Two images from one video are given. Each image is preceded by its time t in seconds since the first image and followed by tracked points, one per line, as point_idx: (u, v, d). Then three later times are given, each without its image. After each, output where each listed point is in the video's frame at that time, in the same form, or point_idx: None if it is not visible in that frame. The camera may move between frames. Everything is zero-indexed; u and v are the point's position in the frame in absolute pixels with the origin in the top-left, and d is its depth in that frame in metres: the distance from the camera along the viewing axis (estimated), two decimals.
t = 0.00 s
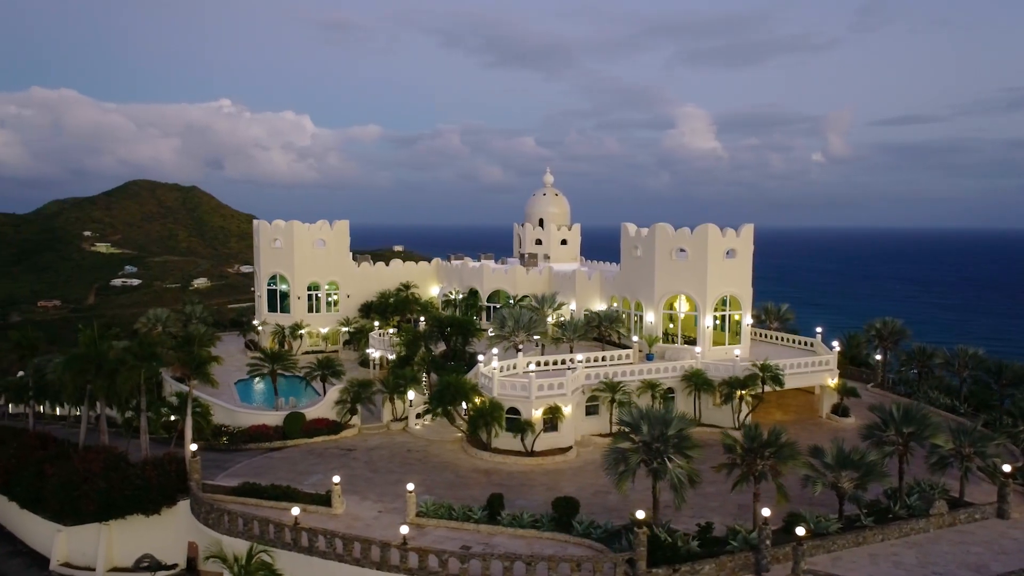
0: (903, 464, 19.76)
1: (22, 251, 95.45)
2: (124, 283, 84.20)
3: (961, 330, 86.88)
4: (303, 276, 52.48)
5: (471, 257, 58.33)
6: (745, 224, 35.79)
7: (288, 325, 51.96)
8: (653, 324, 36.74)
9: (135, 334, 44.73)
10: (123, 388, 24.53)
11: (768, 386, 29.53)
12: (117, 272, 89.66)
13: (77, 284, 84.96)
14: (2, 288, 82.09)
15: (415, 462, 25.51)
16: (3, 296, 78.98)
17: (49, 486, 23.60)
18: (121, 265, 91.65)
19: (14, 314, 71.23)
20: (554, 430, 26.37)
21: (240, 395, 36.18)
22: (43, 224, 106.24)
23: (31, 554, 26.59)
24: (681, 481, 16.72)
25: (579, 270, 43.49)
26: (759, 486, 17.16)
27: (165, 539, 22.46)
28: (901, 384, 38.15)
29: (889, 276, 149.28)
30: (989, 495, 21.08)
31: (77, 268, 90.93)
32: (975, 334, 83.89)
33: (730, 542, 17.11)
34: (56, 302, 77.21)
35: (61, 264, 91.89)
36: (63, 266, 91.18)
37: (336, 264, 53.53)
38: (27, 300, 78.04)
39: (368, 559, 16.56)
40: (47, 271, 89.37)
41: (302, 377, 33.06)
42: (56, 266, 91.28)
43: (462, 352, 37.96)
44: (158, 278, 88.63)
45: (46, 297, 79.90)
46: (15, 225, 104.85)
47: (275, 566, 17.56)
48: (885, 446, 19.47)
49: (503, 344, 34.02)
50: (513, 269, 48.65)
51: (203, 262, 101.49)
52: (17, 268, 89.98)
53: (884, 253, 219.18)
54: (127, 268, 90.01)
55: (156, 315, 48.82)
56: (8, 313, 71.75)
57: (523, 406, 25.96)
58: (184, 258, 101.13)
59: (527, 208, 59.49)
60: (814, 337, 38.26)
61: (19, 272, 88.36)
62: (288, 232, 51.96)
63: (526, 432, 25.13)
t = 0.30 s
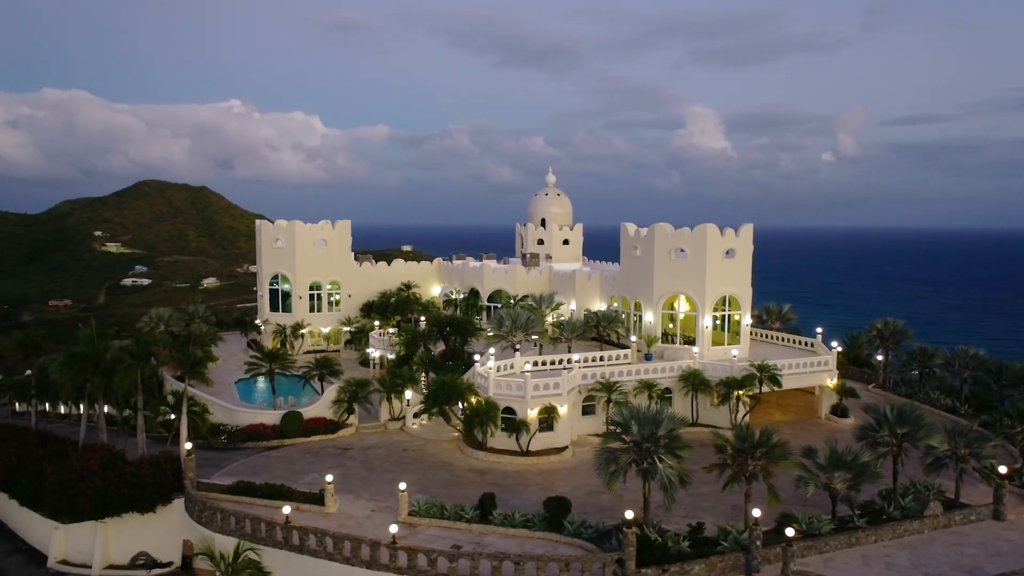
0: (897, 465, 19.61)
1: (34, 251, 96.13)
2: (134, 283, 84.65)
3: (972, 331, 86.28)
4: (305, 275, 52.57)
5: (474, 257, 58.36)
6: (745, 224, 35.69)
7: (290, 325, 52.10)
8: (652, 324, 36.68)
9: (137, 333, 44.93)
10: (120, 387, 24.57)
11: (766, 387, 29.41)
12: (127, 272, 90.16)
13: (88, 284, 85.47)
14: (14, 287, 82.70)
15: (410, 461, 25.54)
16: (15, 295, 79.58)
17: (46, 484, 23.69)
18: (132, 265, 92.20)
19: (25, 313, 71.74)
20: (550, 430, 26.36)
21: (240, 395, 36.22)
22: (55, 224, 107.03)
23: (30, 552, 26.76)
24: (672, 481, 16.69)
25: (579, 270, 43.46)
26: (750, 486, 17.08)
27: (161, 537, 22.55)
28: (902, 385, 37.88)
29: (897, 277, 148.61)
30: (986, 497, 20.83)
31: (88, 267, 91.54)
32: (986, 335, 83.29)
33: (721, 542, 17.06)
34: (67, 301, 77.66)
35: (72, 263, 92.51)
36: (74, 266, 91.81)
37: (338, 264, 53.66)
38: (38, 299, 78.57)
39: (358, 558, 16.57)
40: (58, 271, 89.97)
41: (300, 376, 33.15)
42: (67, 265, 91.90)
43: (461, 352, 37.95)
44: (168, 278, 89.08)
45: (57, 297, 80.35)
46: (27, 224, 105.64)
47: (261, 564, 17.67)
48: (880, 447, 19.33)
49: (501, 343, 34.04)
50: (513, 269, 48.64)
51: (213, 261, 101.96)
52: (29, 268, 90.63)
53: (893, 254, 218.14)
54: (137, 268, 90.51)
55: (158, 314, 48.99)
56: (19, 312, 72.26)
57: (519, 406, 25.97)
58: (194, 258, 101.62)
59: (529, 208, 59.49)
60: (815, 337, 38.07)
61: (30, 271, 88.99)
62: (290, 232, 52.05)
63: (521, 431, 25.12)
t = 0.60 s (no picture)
0: (892, 466, 19.47)
1: (46, 251, 96.96)
2: (145, 282, 85.17)
3: (984, 332, 85.70)
4: (307, 275, 52.68)
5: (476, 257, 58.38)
6: (745, 224, 35.57)
7: (292, 324, 52.26)
8: (652, 324, 36.60)
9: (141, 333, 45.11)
10: (118, 385, 24.61)
11: (764, 387, 29.28)
12: (138, 271, 90.81)
13: (100, 284, 85.97)
14: (26, 287, 83.33)
15: (407, 461, 25.59)
16: (27, 295, 80.21)
17: (44, 482, 23.65)
18: (143, 265, 92.78)
19: (37, 312, 72.26)
20: (546, 430, 26.36)
21: (241, 394, 36.32)
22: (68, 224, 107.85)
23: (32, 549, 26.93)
24: (663, 481, 16.66)
25: (580, 270, 43.45)
26: (742, 487, 17.01)
27: (158, 535, 22.62)
28: (904, 385, 37.65)
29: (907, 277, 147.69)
30: (983, 498, 20.63)
31: (100, 267, 92.17)
32: (998, 336, 82.68)
33: (713, 543, 17.01)
34: (79, 301, 78.18)
35: (84, 263, 93.17)
36: (86, 266, 92.48)
37: (340, 264, 53.79)
38: (50, 299, 79.12)
39: (349, 556, 16.59)
40: (70, 270, 90.60)
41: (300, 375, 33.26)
42: (79, 265, 92.57)
43: (461, 351, 37.97)
44: (178, 277, 89.66)
45: (69, 296, 80.79)
46: (40, 224, 106.49)
47: (250, 561, 17.76)
48: (874, 448, 19.18)
49: (500, 343, 34.07)
50: (514, 269, 48.64)
51: (224, 261, 102.56)
52: (41, 267, 91.33)
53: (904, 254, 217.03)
54: (147, 268, 91.13)
55: (162, 314, 49.17)
56: (31, 311, 72.80)
57: (515, 406, 26.01)
58: (205, 258, 102.21)
59: (532, 208, 59.52)
60: (816, 338, 37.88)
61: (43, 271, 89.68)
62: (292, 231, 52.18)
63: (517, 431, 25.12)
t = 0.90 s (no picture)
0: (888, 466, 19.29)
1: (60, 250, 97.77)
2: (157, 282, 85.71)
3: (998, 333, 85.08)
4: (311, 275, 52.84)
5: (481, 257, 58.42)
6: (746, 224, 35.43)
7: (296, 324, 52.42)
8: (653, 324, 36.51)
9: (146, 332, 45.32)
10: (116, 385, 24.54)
11: (764, 387, 29.11)
12: (151, 271, 91.45)
13: (112, 283, 86.57)
14: (39, 286, 84.06)
15: (404, 460, 25.63)
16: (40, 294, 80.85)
17: (44, 479, 23.73)
18: (155, 265, 93.44)
19: (49, 311, 72.86)
20: (544, 430, 26.33)
21: (243, 393, 36.49)
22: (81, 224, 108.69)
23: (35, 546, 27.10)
24: (655, 481, 16.66)
25: (582, 269, 43.44)
26: (735, 487, 16.94)
27: (156, 532, 22.59)
28: (908, 387, 37.37)
29: (917, 278, 146.86)
30: (981, 500, 20.42)
31: (112, 267, 92.86)
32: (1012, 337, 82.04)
33: (705, 543, 16.95)
34: (93, 299, 78.89)
35: (97, 263, 93.91)
36: (99, 265, 93.22)
37: (344, 263, 53.94)
38: (64, 298, 79.73)
39: (341, 555, 16.61)
40: (83, 270, 91.32)
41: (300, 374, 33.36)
42: (92, 264, 93.30)
43: (461, 351, 37.97)
44: (190, 277, 90.20)
45: (83, 295, 81.37)
46: (54, 224, 107.45)
47: (240, 558, 17.89)
48: (870, 449, 19.02)
49: (499, 343, 34.10)
50: (516, 269, 48.64)
51: (236, 261, 103.12)
52: (55, 266, 92.09)
53: (915, 254, 215.71)
54: (160, 268, 91.72)
55: (167, 313, 49.39)
56: (45, 310, 73.42)
57: (512, 405, 26.01)
58: (217, 257, 102.78)
59: (536, 208, 59.54)
60: (818, 338, 37.68)
61: (57, 270, 90.45)
62: (296, 231, 52.33)
63: (513, 431, 25.11)
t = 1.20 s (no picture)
0: (886, 467, 19.15)
1: (76, 250, 98.86)
2: (172, 281, 86.39)
3: (1013, 334, 84.27)
4: (316, 274, 53.05)
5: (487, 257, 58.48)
6: (750, 224, 35.29)
7: (301, 323, 52.62)
8: (656, 324, 36.42)
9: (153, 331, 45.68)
10: (117, 382, 24.66)
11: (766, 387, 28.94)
12: (165, 270, 92.25)
13: (126, 282, 87.38)
14: (55, 285, 85.03)
15: (403, 459, 25.70)
16: (57, 293, 81.79)
17: (47, 476, 23.88)
18: (170, 265, 94.27)
19: (65, 309, 73.69)
20: (543, 429, 26.35)
21: (246, 391, 36.72)
22: (97, 224, 109.90)
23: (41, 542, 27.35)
24: (649, 481, 16.65)
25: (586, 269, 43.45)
26: (729, 487, 16.88)
27: (156, 529, 22.47)
28: (914, 387, 37.02)
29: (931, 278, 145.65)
30: (982, 501, 20.21)
31: (127, 267, 93.80)
32: None
33: (699, 544, 16.89)
34: (107, 298, 79.34)
35: (112, 262, 94.90)
36: (114, 265, 94.23)
37: (349, 263, 54.11)
38: (80, 297, 80.68)
39: (335, 552, 16.66)
40: (98, 269, 92.26)
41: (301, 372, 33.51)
42: (107, 264, 94.32)
43: (463, 351, 38.03)
44: (204, 276, 90.88)
45: (99, 295, 82.22)
46: (70, 223, 108.69)
47: (231, 554, 18.04)
48: (868, 450, 18.85)
49: (501, 342, 34.15)
50: (520, 268, 48.66)
51: (249, 261, 103.82)
52: (70, 266, 93.10)
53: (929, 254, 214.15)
54: (175, 267, 92.47)
55: (174, 312, 49.72)
56: (61, 309, 74.24)
57: (511, 405, 26.05)
58: (230, 257, 103.56)
59: (541, 208, 59.56)
60: (822, 338, 37.44)
61: (73, 269, 91.45)
62: (301, 230, 52.54)
63: (512, 430, 25.14)
